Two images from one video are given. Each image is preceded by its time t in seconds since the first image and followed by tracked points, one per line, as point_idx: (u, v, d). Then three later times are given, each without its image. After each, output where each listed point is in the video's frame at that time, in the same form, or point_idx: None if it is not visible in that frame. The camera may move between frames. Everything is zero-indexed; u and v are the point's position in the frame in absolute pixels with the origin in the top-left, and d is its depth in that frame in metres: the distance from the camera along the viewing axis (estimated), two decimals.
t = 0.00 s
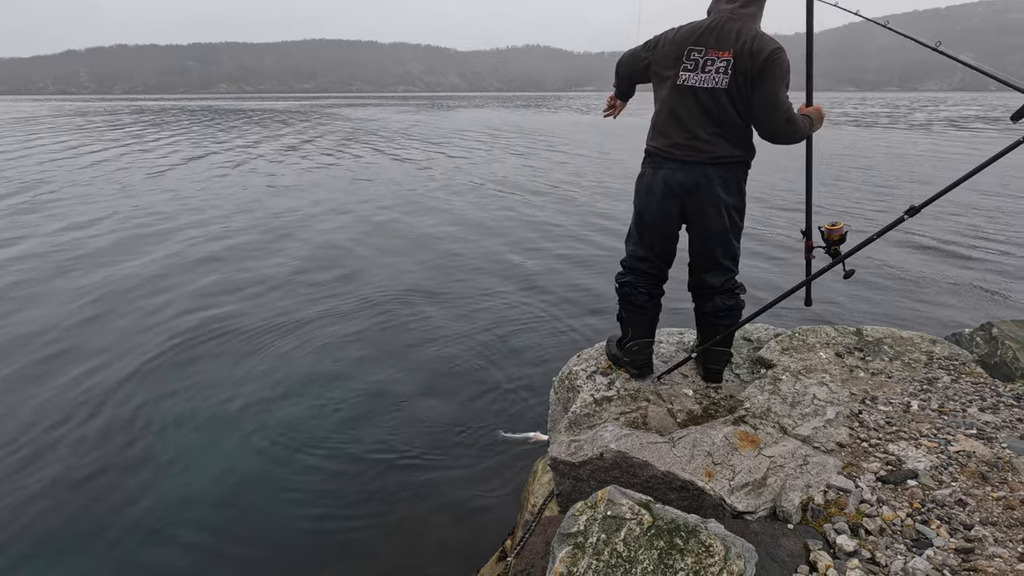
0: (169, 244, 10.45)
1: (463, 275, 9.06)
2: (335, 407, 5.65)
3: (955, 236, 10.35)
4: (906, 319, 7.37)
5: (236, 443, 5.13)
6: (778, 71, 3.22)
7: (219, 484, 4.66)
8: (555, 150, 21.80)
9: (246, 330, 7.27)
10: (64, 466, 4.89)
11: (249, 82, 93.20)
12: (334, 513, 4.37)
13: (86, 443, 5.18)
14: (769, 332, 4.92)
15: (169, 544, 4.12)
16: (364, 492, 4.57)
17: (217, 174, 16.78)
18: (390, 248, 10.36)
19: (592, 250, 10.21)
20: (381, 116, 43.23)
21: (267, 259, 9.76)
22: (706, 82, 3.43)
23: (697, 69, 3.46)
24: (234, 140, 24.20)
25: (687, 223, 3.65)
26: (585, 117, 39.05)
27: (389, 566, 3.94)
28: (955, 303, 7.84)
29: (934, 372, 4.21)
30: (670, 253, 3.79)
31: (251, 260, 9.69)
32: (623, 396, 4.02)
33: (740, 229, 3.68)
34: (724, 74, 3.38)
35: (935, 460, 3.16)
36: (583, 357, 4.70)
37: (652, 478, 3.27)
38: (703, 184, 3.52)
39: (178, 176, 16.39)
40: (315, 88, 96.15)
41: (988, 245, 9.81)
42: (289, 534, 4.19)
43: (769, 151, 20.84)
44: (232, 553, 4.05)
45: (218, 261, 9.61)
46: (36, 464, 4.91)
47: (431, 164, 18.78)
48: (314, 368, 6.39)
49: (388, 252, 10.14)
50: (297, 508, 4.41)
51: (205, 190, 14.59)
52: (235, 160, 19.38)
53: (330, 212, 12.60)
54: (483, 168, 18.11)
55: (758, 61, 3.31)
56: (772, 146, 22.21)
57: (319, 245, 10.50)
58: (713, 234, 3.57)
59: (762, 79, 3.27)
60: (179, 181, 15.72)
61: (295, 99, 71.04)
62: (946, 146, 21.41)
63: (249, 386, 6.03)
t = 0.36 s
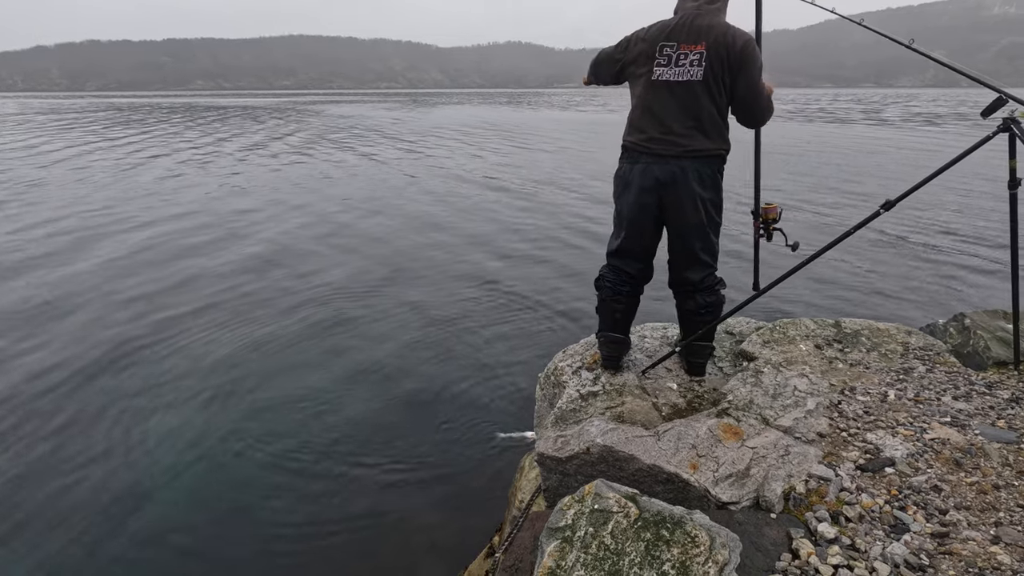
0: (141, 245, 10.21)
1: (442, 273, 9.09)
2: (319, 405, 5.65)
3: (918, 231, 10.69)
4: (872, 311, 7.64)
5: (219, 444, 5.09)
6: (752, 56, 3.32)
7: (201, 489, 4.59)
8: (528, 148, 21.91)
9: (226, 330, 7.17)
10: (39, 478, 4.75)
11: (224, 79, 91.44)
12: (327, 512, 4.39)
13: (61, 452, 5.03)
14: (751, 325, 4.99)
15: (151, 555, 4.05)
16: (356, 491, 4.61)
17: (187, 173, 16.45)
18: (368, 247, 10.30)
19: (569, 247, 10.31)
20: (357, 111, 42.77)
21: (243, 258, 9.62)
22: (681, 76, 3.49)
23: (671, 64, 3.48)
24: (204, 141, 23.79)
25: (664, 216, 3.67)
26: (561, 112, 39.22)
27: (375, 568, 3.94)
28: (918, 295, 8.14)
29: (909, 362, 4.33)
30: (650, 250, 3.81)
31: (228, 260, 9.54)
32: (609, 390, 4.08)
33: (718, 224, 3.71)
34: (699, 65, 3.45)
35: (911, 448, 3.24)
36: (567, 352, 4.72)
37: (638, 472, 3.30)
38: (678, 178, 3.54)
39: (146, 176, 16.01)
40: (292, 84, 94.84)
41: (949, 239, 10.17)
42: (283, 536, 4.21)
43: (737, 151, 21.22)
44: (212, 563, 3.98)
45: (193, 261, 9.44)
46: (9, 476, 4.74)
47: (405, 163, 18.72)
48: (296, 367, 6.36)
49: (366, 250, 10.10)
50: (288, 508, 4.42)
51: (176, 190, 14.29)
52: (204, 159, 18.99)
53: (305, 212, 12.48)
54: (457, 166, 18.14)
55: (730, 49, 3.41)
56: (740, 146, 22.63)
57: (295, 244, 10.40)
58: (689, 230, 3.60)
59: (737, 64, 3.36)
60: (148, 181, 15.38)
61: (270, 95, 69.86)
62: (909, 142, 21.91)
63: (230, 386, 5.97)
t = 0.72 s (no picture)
0: (108, 251, 9.94)
1: (420, 276, 9.06)
2: (297, 412, 5.58)
3: (883, 229, 11.01)
4: (842, 306, 7.86)
5: (194, 454, 4.98)
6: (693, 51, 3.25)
7: (177, 501, 4.49)
8: (503, 151, 21.98)
9: (200, 336, 7.02)
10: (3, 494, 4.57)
11: (195, 81, 89.79)
12: (311, 520, 4.34)
13: (25, 466, 4.85)
14: (728, 323, 5.06)
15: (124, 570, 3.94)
16: (339, 498, 4.57)
17: (156, 178, 16.10)
18: (344, 250, 10.20)
19: (547, 249, 10.37)
20: (332, 114, 42.42)
21: (217, 263, 9.44)
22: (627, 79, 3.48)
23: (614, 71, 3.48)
24: (174, 144, 23.35)
25: (622, 215, 3.65)
26: (536, 114, 39.47)
27: None
28: (885, 291, 8.39)
29: (879, 357, 4.44)
30: (617, 252, 3.84)
31: (201, 265, 9.35)
32: (589, 390, 4.10)
33: (680, 222, 3.65)
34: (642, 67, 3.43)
35: (882, 441, 3.32)
36: (548, 353, 4.73)
37: (618, 471, 3.33)
38: (629, 180, 3.53)
39: (114, 180, 15.63)
40: (266, 86, 93.61)
41: (912, 237, 10.51)
42: (266, 546, 4.14)
43: (709, 153, 21.61)
44: None
45: (165, 267, 9.24)
46: None
47: (380, 166, 18.61)
48: (273, 373, 6.26)
49: (342, 254, 10.01)
50: (271, 518, 4.35)
51: (145, 195, 13.99)
52: (174, 163, 18.60)
53: (280, 215, 12.31)
54: (433, 170, 18.11)
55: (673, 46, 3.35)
56: (712, 147, 23.05)
57: (270, 248, 10.25)
58: (646, 230, 3.56)
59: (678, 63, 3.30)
60: (117, 185, 15.02)
61: (245, 98, 68.89)
62: (873, 144, 22.56)
63: (204, 394, 5.84)
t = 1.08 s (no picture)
0: (77, 262, 9.77)
1: (400, 283, 9.05)
2: (273, 420, 5.52)
3: (855, 235, 11.27)
4: (815, 310, 8.01)
5: (166, 465, 4.90)
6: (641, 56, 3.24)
7: (146, 515, 4.40)
8: (485, 159, 22.09)
9: (175, 346, 6.93)
10: None
11: (175, 89, 88.88)
12: (287, 529, 4.28)
13: None
14: (701, 327, 5.13)
15: None
16: (316, 507, 4.51)
17: (134, 187, 15.92)
18: (324, 259, 10.14)
19: (527, 255, 10.43)
20: (314, 123, 42.26)
21: (194, 273, 9.33)
22: (582, 87, 3.53)
23: (572, 77, 3.54)
24: (152, 153, 23.06)
25: (584, 221, 3.70)
26: (518, 122, 39.71)
27: None
28: (857, 295, 8.58)
29: (847, 358, 4.54)
30: (585, 256, 3.88)
31: (178, 274, 9.24)
32: (562, 395, 4.13)
33: (643, 226, 3.66)
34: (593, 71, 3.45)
35: (847, 440, 3.39)
36: (523, 359, 4.76)
37: (589, 475, 3.35)
38: (587, 185, 3.56)
39: (89, 190, 15.40)
40: (246, 94, 92.94)
41: (883, 243, 10.78)
42: (241, 556, 4.07)
43: (686, 160, 21.94)
44: None
45: (140, 277, 9.10)
46: None
47: (359, 174, 18.60)
48: (248, 381, 6.19)
49: (321, 262, 9.96)
50: (246, 527, 4.29)
51: (121, 205, 13.80)
52: (151, 172, 18.37)
53: (259, 224, 12.22)
54: (415, 178, 18.13)
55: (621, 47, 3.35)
56: (691, 155, 23.39)
57: (248, 257, 10.16)
58: (607, 236, 3.60)
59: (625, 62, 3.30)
60: (92, 195, 14.81)
61: (225, 106, 68.24)
62: (846, 151, 23.11)
63: (179, 404, 5.76)
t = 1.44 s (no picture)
0: (56, 270, 9.70)
1: (385, 291, 9.06)
2: (254, 427, 5.51)
3: (836, 242, 11.44)
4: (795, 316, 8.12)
5: (144, 473, 4.87)
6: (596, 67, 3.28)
7: (121, 523, 4.38)
8: (473, 166, 22.18)
9: (154, 353, 6.89)
10: None
11: (164, 96, 88.39)
12: (267, 536, 4.27)
13: None
14: (677, 333, 5.20)
15: None
16: (296, 514, 4.49)
17: (118, 195, 15.80)
18: (309, 266, 10.13)
19: (513, 263, 10.49)
20: (303, 129, 42.24)
21: (177, 280, 9.28)
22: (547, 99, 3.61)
23: (537, 91, 3.63)
24: (137, 160, 22.89)
25: (553, 232, 3.77)
26: (508, 129, 39.92)
27: None
28: (836, 301, 8.71)
29: (820, 363, 4.61)
30: (558, 264, 3.93)
31: (161, 282, 9.19)
32: (538, 402, 4.17)
33: (612, 236, 3.71)
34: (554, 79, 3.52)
35: (814, 444, 3.45)
36: (500, 366, 4.80)
37: (562, 481, 3.38)
38: (553, 196, 3.64)
39: (73, 197, 15.29)
40: (235, 101, 92.69)
41: (863, 250, 10.96)
42: (218, 566, 4.06)
43: (669, 168, 22.19)
44: None
45: (123, 285, 9.03)
46: None
47: (345, 182, 18.63)
48: (230, 388, 6.17)
49: (306, 270, 9.93)
50: (225, 535, 4.27)
51: (105, 212, 13.70)
52: (136, 180, 18.25)
53: (244, 232, 12.18)
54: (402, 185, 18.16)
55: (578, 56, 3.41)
56: (677, 162, 23.63)
57: (233, 264, 10.13)
58: (574, 246, 3.67)
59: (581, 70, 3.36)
60: (76, 202, 14.70)
61: (214, 113, 67.91)
62: (828, 160, 23.49)
63: (159, 411, 5.73)
